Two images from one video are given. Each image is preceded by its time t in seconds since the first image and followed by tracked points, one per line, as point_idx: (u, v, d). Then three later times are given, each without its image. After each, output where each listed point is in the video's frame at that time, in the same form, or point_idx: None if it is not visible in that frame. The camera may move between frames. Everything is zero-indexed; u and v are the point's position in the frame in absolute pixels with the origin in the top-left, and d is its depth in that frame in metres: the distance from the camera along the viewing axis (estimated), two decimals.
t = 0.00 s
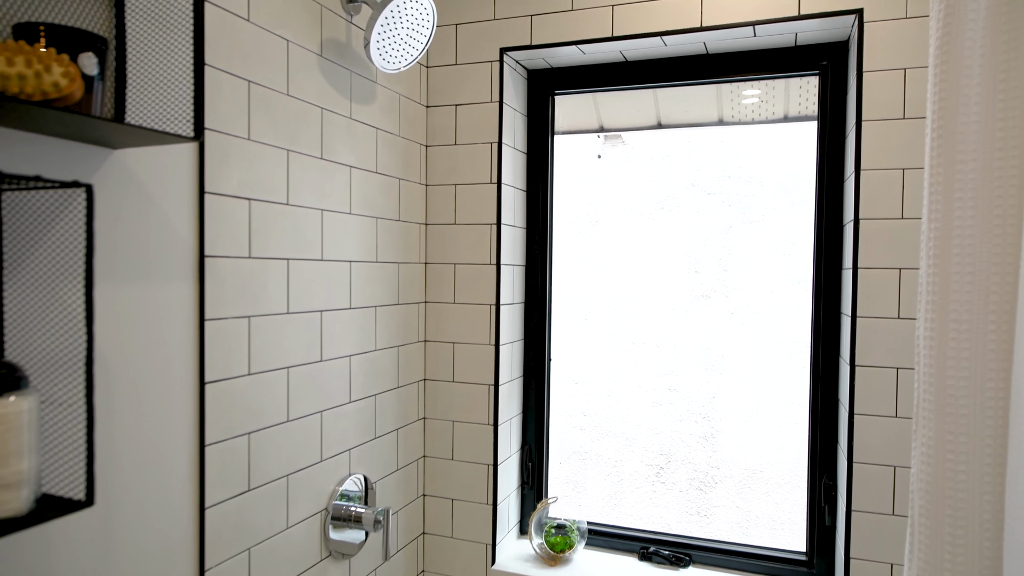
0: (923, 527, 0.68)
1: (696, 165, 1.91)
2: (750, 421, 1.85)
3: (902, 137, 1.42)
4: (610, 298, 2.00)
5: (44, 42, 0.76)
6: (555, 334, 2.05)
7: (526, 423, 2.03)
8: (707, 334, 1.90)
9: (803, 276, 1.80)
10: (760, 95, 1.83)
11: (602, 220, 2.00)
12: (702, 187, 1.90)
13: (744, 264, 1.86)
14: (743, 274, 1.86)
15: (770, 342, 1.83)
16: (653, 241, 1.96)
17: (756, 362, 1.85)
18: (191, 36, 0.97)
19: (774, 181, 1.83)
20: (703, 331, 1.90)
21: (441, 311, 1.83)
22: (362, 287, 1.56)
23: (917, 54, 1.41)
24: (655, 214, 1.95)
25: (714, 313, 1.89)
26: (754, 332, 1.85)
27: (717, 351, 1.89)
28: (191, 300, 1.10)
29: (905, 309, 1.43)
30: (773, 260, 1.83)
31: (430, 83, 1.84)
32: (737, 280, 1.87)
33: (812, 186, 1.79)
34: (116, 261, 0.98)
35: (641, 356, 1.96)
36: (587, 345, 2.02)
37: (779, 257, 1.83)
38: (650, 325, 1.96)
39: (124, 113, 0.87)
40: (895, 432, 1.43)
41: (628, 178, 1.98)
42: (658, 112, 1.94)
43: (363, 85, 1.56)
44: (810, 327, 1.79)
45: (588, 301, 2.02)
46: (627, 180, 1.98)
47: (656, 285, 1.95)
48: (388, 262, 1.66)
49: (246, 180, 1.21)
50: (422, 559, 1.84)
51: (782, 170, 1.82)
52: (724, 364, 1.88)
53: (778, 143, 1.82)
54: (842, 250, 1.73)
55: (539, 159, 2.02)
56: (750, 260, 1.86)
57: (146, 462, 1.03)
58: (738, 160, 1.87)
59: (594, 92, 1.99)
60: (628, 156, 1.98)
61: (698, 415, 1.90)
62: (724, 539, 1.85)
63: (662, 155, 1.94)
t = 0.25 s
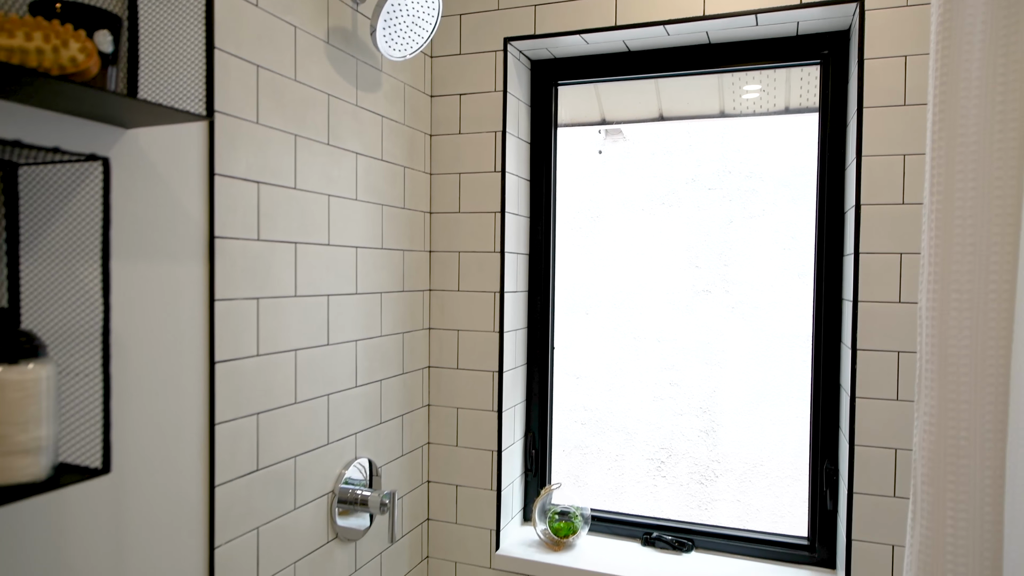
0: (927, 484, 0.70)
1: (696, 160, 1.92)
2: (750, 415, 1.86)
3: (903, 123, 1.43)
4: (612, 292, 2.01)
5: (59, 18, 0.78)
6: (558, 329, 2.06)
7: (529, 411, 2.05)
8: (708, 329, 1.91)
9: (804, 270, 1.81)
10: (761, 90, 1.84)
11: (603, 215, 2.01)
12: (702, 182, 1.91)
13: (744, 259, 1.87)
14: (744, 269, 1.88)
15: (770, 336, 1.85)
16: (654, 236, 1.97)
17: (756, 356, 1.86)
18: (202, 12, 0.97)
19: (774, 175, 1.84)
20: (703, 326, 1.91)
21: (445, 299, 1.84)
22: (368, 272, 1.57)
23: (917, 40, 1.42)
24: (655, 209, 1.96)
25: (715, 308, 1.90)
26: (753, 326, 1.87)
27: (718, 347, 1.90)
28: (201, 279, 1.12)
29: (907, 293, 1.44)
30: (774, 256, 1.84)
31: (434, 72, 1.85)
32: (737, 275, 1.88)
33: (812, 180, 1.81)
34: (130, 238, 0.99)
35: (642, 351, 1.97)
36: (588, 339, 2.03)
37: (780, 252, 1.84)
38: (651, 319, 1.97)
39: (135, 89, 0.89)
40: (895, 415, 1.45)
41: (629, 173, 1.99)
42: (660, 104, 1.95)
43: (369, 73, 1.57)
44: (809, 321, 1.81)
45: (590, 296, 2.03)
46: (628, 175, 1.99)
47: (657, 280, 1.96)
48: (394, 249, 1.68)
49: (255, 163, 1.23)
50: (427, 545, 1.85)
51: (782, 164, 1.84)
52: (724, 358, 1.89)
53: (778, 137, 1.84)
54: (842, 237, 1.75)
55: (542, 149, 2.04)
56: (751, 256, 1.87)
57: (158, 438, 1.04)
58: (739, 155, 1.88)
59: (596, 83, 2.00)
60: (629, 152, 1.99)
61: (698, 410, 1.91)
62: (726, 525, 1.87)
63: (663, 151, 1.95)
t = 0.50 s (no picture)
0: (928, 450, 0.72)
1: (696, 156, 1.93)
2: (750, 409, 1.88)
3: (904, 111, 1.45)
4: (613, 288, 2.02)
5: None
6: (560, 324, 2.07)
7: (531, 400, 2.06)
8: (707, 323, 1.93)
9: (804, 265, 1.83)
10: (760, 86, 1.86)
11: (603, 211, 2.03)
12: (702, 178, 1.93)
13: (744, 254, 1.89)
14: (743, 264, 1.89)
15: (770, 330, 1.86)
16: (654, 232, 1.98)
17: (756, 350, 1.88)
18: None
19: (773, 170, 1.86)
20: (703, 321, 1.93)
21: (448, 288, 1.85)
22: (372, 259, 1.58)
23: (918, 29, 1.43)
24: (655, 205, 1.98)
25: (715, 303, 1.92)
26: (753, 321, 1.88)
27: (718, 341, 1.92)
28: (210, 261, 1.13)
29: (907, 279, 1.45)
30: (774, 252, 1.86)
31: (437, 63, 1.86)
32: (737, 270, 1.90)
33: (812, 177, 1.82)
34: (140, 218, 1.00)
35: (642, 346, 1.99)
36: (588, 335, 2.04)
37: (780, 247, 1.85)
38: (651, 315, 1.98)
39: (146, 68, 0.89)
40: (896, 400, 1.46)
41: (630, 169, 2.00)
42: (661, 96, 1.96)
43: (374, 62, 1.58)
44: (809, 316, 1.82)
45: (590, 291, 2.04)
46: (629, 171, 2.00)
47: (658, 275, 1.98)
48: (398, 237, 1.69)
49: (262, 148, 1.24)
50: (430, 532, 1.87)
51: (781, 160, 1.85)
52: (724, 352, 1.91)
53: (778, 132, 1.85)
54: (843, 225, 1.77)
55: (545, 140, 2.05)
56: (751, 251, 1.88)
57: (168, 417, 1.06)
58: (739, 151, 1.89)
59: (597, 74, 2.02)
60: (629, 148, 2.00)
61: (698, 404, 1.93)
62: (727, 512, 1.88)
63: (663, 147, 1.97)
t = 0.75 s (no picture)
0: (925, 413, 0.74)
1: (697, 150, 1.95)
2: (750, 401, 1.90)
3: (902, 97, 1.46)
4: (613, 282, 2.04)
5: None
6: (561, 318, 2.09)
7: (534, 387, 2.08)
8: (708, 317, 1.95)
9: (805, 259, 1.84)
10: (759, 81, 1.88)
11: (604, 206, 2.05)
12: (702, 173, 1.95)
13: (744, 248, 1.91)
14: (743, 258, 1.91)
15: (770, 323, 1.88)
16: (654, 226, 2.00)
17: (756, 343, 1.90)
18: None
19: (773, 165, 1.88)
20: (704, 314, 1.95)
21: (451, 275, 1.87)
22: (377, 244, 1.60)
23: (916, 16, 1.45)
24: (655, 199, 2.00)
25: (716, 296, 1.94)
26: (753, 314, 1.90)
27: (719, 334, 1.94)
28: (218, 240, 1.15)
29: (905, 263, 1.47)
30: (774, 246, 1.88)
31: (440, 52, 1.88)
32: (736, 264, 1.92)
33: (812, 171, 1.85)
34: (152, 194, 1.02)
35: (642, 339, 2.01)
36: (590, 329, 2.06)
37: (780, 241, 1.87)
38: (652, 308, 2.00)
39: (159, 43, 0.91)
40: (894, 382, 1.48)
41: (630, 164, 2.03)
42: (661, 88, 1.99)
43: (378, 49, 1.60)
44: (809, 308, 1.84)
45: (591, 285, 2.06)
46: (629, 166, 2.03)
47: (659, 269, 2.00)
48: (402, 223, 1.71)
49: (270, 132, 1.26)
50: (433, 518, 1.88)
51: (781, 155, 1.87)
52: (723, 345, 1.93)
53: (778, 126, 1.87)
54: (842, 212, 1.79)
55: (547, 129, 2.07)
56: (751, 245, 1.90)
57: (178, 391, 1.08)
58: (739, 146, 1.91)
59: (597, 64, 2.04)
60: (630, 143, 2.02)
61: (698, 397, 1.95)
62: (727, 497, 1.91)
63: (663, 142, 1.99)
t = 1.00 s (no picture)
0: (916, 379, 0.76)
1: (697, 146, 1.98)
2: (750, 396, 1.92)
3: (898, 84, 1.48)
4: (614, 278, 2.07)
5: None
6: (562, 313, 2.12)
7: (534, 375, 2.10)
8: (708, 312, 1.97)
9: (804, 253, 1.86)
10: (760, 76, 1.91)
11: (605, 201, 2.08)
12: (703, 168, 1.97)
13: (744, 244, 1.93)
14: (743, 254, 1.93)
15: (770, 319, 1.90)
16: (654, 221, 2.03)
17: (755, 338, 1.92)
18: None
19: (774, 160, 1.90)
20: (704, 309, 1.97)
21: (454, 264, 1.89)
22: (380, 231, 1.62)
23: (912, 4, 1.47)
24: (656, 194, 2.02)
25: (715, 292, 1.96)
26: (753, 309, 1.92)
27: (718, 330, 1.96)
28: (226, 222, 1.17)
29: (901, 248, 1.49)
30: (773, 243, 1.90)
31: (443, 43, 1.90)
32: (737, 259, 1.94)
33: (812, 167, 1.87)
34: (161, 175, 1.04)
35: (642, 335, 2.03)
36: (590, 324, 2.09)
37: (779, 237, 1.89)
38: (652, 303, 2.03)
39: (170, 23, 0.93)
40: (890, 366, 1.50)
41: (630, 160, 2.05)
42: (662, 81, 2.02)
43: (381, 39, 1.62)
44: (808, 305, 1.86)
45: (592, 281, 2.09)
46: (629, 162, 2.05)
47: (659, 265, 2.02)
48: (405, 212, 1.73)
49: (275, 118, 1.28)
50: (435, 504, 1.90)
51: (781, 150, 1.89)
52: (723, 341, 1.95)
53: (778, 122, 1.90)
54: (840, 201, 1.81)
55: (549, 119, 2.09)
56: (751, 240, 1.92)
57: (186, 369, 1.10)
58: (739, 141, 1.94)
59: (598, 55, 2.06)
60: (631, 138, 2.05)
61: (698, 392, 1.97)
62: (726, 482, 1.93)
63: (663, 138, 2.02)
